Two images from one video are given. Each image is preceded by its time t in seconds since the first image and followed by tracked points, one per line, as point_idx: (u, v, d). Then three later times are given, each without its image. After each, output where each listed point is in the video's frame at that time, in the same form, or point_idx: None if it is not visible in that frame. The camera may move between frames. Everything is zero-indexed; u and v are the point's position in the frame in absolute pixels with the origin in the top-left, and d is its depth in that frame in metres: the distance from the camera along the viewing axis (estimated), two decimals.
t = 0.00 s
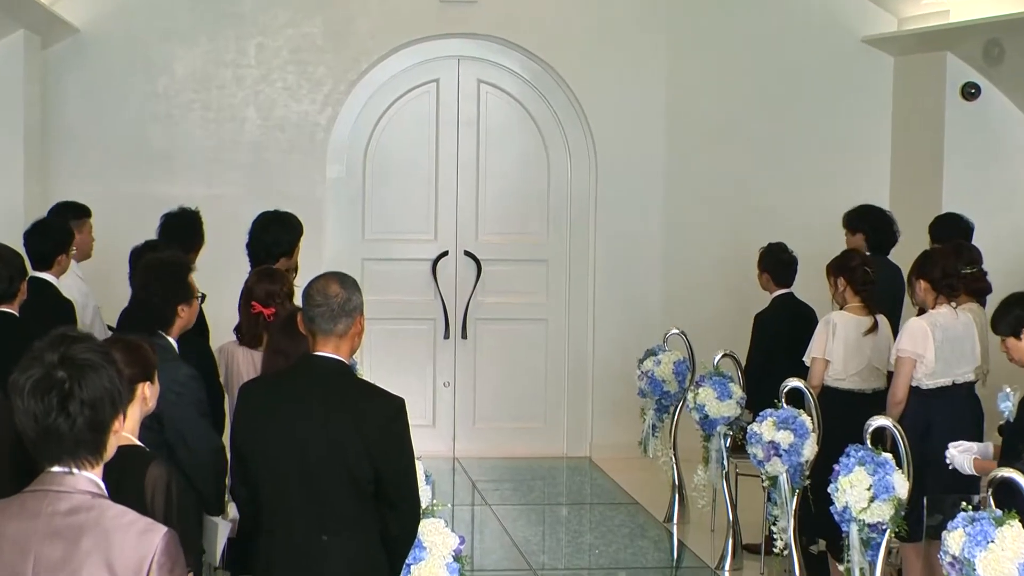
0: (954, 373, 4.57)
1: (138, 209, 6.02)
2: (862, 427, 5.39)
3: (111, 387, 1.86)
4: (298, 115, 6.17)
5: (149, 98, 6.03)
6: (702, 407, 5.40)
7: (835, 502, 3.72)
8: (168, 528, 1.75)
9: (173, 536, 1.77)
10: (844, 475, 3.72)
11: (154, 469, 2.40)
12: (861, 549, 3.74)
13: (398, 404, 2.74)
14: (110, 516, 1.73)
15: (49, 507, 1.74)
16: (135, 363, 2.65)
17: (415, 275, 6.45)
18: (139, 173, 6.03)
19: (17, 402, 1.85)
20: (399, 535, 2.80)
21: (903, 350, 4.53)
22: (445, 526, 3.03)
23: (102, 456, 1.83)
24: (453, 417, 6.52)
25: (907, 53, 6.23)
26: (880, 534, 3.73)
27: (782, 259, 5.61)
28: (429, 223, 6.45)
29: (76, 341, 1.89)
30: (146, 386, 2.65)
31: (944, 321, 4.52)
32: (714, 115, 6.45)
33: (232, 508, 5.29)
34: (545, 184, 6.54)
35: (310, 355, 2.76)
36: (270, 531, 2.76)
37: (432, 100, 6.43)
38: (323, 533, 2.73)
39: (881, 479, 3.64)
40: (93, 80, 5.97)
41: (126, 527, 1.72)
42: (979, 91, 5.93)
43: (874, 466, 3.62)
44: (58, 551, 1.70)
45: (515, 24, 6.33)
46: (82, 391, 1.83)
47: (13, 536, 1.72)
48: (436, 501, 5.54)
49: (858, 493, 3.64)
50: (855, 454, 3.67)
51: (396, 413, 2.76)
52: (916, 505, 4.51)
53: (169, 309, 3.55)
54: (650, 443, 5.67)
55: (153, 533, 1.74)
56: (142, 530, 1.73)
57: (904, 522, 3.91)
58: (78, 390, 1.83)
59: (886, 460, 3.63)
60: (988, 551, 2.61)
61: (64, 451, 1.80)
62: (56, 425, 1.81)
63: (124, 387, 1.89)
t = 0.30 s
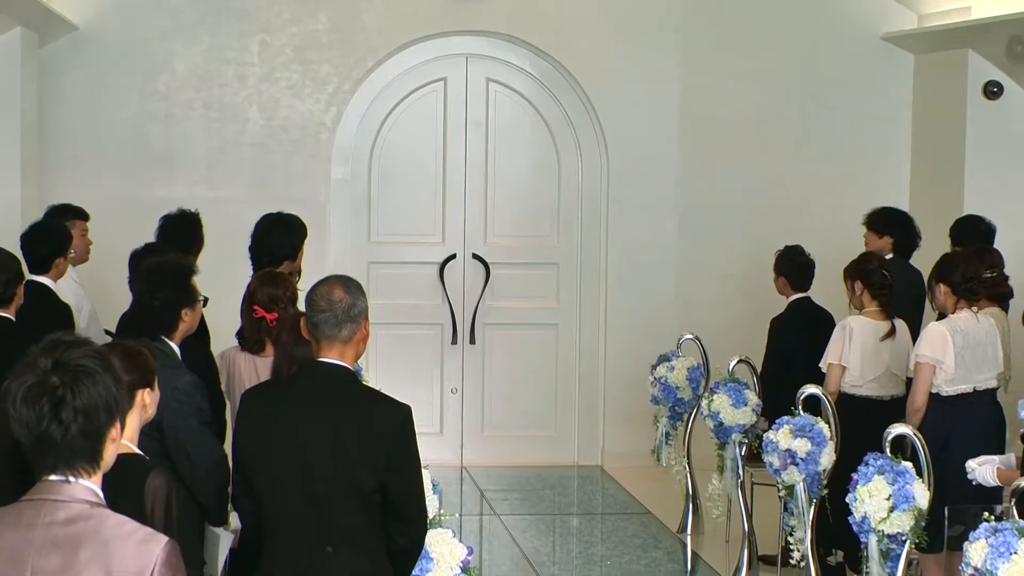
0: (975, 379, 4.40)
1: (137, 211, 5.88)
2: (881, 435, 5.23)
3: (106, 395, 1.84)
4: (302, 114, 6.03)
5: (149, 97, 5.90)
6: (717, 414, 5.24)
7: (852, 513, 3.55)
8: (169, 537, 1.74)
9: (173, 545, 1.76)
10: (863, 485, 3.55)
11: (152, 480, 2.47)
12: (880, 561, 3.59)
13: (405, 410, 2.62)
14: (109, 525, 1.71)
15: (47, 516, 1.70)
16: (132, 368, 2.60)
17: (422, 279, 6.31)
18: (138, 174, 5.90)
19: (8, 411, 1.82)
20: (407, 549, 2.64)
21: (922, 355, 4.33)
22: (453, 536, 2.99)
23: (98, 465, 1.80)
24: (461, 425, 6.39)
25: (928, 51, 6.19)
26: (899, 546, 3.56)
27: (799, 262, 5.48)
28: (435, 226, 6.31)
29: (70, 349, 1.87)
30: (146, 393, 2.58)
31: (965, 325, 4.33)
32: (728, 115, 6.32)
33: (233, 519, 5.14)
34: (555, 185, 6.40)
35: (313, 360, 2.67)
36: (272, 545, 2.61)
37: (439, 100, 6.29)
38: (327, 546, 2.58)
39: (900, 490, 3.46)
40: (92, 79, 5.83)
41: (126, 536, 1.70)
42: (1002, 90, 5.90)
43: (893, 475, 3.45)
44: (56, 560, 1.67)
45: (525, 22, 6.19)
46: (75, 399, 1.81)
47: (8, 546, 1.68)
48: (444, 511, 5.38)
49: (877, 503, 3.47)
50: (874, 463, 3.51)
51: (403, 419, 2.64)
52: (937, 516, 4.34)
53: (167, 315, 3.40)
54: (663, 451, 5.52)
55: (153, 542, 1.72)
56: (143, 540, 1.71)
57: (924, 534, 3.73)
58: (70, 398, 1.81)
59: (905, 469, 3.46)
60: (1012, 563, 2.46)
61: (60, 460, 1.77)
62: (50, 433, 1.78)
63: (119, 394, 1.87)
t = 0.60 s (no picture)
0: (993, 386, 4.21)
1: (133, 212, 5.75)
2: (898, 443, 5.06)
3: (93, 402, 1.77)
4: (303, 113, 5.89)
5: (144, 95, 5.76)
6: (729, 421, 5.08)
7: (869, 523, 3.38)
8: (162, 549, 1.70)
9: (165, 555, 1.72)
10: (879, 495, 3.38)
11: (150, 489, 2.39)
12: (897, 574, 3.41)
13: (408, 416, 2.52)
14: (101, 537, 1.67)
15: (36, 528, 1.66)
16: (126, 374, 2.47)
17: (426, 282, 6.17)
18: (134, 174, 5.75)
19: None
20: (408, 562, 2.53)
21: (938, 361, 4.13)
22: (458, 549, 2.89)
23: (87, 473, 1.76)
24: (466, 433, 6.24)
25: (944, 47, 6.02)
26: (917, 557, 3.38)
27: (813, 266, 5.32)
28: (439, 228, 6.17)
29: (55, 352, 1.79)
30: (141, 400, 2.47)
31: (983, 331, 4.13)
32: (739, 114, 6.16)
33: (231, 529, 4.99)
34: (562, 187, 6.26)
35: (313, 367, 2.56)
36: (269, 556, 2.50)
37: (444, 98, 6.15)
38: (326, 556, 2.46)
39: (918, 499, 3.28)
40: (86, 76, 5.69)
41: (119, 550, 1.66)
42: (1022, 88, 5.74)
43: (911, 485, 3.28)
44: None
45: (530, 18, 6.05)
46: (60, 407, 1.75)
47: None
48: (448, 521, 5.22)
49: (894, 513, 3.30)
50: (891, 471, 3.35)
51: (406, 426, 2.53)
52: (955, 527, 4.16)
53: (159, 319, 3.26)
54: (673, 460, 5.36)
55: (146, 554, 1.68)
56: (134, 552, 1.68)
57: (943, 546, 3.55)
58: (54, 406, 1.74)
59: (924, 478, 3.29)
60: None
61: (46, 469, 1.72)
62: (35, 443, 1.72)
63: (107, 399, 1.80)
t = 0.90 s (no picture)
0: (1015, 393, 4.03)
1: (129, 214, 5.61)
2: (916, 451, 4.90)
3: (83, 409, 1.74)
4: (303, 112, 5.75)
5: (140, 94, 5.62)
6: (741, 429, 4.92)
7: (886, 535, 3.21)
8: (155, 560, 1.63)
9: (160, 567, 1.66)
10: (896, 505, 3.21)
11: (146, 499, 2.41)
12: None
13: (409, 427, 2.57)
14: (91, 547, 1.61)
15: (26, 539, 1.61)
16: (119, 380, 2.45)
17: (430, 287, 6.03)
18: (129, 175, 5.62)
19: None
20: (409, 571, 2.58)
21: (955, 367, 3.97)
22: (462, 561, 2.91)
23: (79, 484, 1.71)
24: (471, 441, 6.10)
25: (963, 44, 5.84)
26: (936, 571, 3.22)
27: (829, 269, 5.16)
28: (444, 231, 6.03)
29: (44, 361, 1.77)
30: (137, 407, 2.45)
31: (1003, 336, 3.97)
32: (751, 114, 6.02)
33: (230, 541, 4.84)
34: (570, 188, 6.12)
35: (315, 372, 2.60)
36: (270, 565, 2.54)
37: (448, 96, 6.02)
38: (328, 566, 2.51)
39: (937, 510, 3.12)
40: (80, 75, 5.56)
41: (109, 561, 1.60)
42: None
43: (930, 495, 3.11)
44: None
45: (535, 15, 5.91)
46: (49, 417, 1.71)
47: None
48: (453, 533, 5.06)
49: (912, 524, 3.13)
50: (909, 481, 3.19)
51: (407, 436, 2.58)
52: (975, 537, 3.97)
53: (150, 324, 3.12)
54: (685, 469, 5.20)
55: (138, 566, 1.61)
56: (127, 564, 1.61)
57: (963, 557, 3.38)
58: (45, 415, 1.71)
59: (943, 487, 3.13)
60: None
61: (36, 480, 1.68)
62: (25, 452, 1.69)
63: (97, 408, 1.77)
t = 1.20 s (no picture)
0: None
1: (125, 216, 5.49)
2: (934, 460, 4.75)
3: (78, 416, 1.66)
4: (304, 111, 5.61)
5: (137, 92, 5.49)
6: (754, 437, 4.77)
7: (903, 546, 3.05)
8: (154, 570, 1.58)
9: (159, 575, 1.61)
10: (913, 515, 3.05)
11: (144, 509, 2.44)
12: None
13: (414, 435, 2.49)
14: (87, 559, 1.56)
15: (20, 550, 1.56)
16: (117, 385, 2.41)
17: (434, 291, 5.91)
18: (126, 176, 5.49)
19: None
20: None
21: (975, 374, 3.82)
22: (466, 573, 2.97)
23: (75, 491, 1.65)
24: (477, 450, 5.98)
25: (982, 41, 5.79)
26: None
27: (845, 272, 5.01)
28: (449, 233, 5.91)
29: (39, 364, 1.69)
30: (134, 415, 2.43)
31: None
32: (762, 113, 5.90)
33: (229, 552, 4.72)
34: (578, 189, 5.99)
35: (316, 378, 2.52)
36: None
37: (454, 95, 5.90)
38: None
39: (956, 521, 2.96)
40: (76, 73, 5.44)
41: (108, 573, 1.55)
42: None
43: (949, 506, 2.96)
44: None
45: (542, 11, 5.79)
46: (44, 422, 1.64)
47: None
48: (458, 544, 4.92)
49: (930, 536, 2.98)
50: (926, 490, 3.03)
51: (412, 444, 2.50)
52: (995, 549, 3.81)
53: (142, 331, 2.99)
54: (696, 478, 5.06)
55: None
56: (125, 573, 1.57)
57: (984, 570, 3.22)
58: (39, 421, 1.64)
59: (962, 498, 2.98)
60: None
61: (30, 488, 1.62)
62: (19, 460, 1.63)
63: (93, 413, 1.69)
